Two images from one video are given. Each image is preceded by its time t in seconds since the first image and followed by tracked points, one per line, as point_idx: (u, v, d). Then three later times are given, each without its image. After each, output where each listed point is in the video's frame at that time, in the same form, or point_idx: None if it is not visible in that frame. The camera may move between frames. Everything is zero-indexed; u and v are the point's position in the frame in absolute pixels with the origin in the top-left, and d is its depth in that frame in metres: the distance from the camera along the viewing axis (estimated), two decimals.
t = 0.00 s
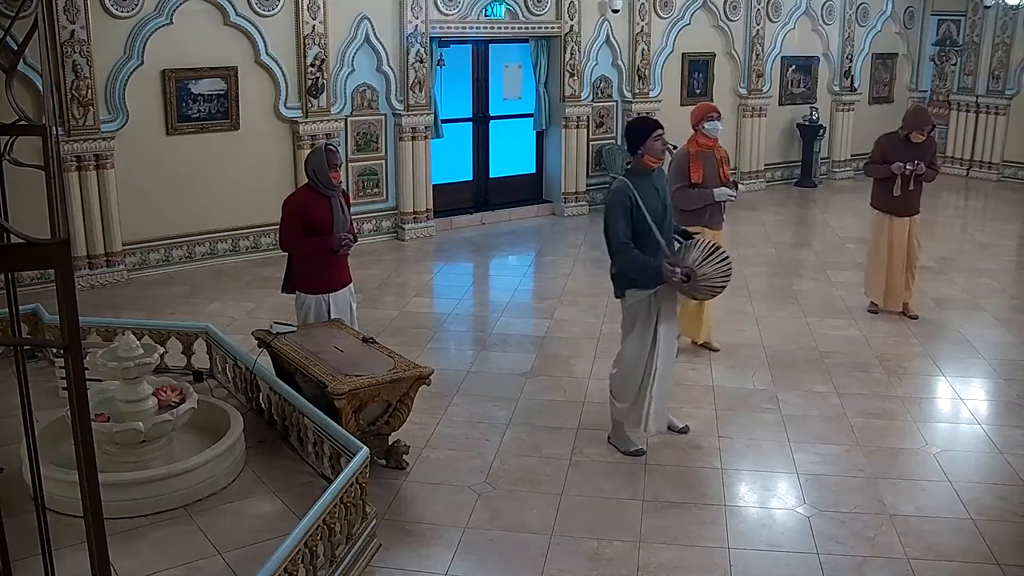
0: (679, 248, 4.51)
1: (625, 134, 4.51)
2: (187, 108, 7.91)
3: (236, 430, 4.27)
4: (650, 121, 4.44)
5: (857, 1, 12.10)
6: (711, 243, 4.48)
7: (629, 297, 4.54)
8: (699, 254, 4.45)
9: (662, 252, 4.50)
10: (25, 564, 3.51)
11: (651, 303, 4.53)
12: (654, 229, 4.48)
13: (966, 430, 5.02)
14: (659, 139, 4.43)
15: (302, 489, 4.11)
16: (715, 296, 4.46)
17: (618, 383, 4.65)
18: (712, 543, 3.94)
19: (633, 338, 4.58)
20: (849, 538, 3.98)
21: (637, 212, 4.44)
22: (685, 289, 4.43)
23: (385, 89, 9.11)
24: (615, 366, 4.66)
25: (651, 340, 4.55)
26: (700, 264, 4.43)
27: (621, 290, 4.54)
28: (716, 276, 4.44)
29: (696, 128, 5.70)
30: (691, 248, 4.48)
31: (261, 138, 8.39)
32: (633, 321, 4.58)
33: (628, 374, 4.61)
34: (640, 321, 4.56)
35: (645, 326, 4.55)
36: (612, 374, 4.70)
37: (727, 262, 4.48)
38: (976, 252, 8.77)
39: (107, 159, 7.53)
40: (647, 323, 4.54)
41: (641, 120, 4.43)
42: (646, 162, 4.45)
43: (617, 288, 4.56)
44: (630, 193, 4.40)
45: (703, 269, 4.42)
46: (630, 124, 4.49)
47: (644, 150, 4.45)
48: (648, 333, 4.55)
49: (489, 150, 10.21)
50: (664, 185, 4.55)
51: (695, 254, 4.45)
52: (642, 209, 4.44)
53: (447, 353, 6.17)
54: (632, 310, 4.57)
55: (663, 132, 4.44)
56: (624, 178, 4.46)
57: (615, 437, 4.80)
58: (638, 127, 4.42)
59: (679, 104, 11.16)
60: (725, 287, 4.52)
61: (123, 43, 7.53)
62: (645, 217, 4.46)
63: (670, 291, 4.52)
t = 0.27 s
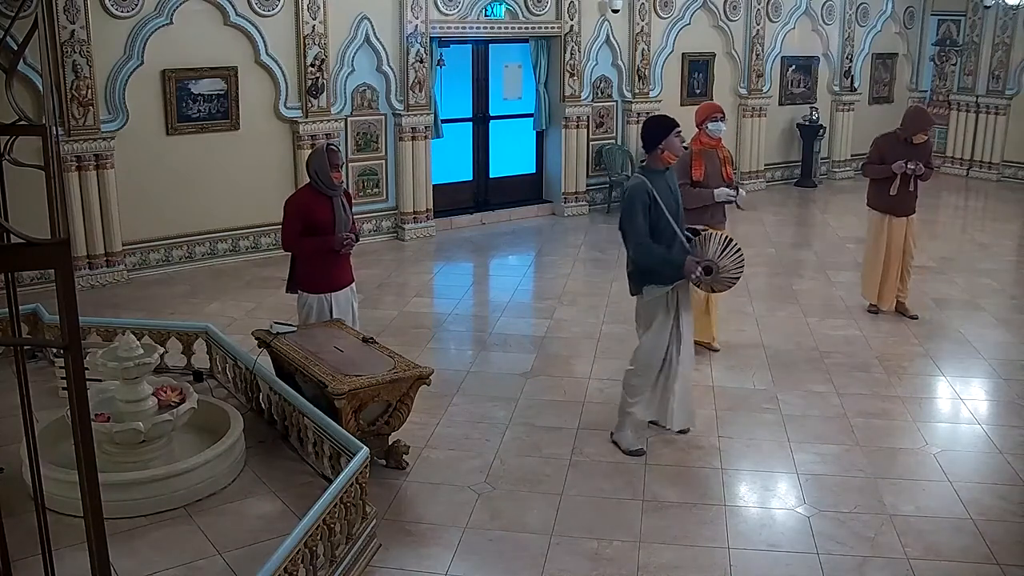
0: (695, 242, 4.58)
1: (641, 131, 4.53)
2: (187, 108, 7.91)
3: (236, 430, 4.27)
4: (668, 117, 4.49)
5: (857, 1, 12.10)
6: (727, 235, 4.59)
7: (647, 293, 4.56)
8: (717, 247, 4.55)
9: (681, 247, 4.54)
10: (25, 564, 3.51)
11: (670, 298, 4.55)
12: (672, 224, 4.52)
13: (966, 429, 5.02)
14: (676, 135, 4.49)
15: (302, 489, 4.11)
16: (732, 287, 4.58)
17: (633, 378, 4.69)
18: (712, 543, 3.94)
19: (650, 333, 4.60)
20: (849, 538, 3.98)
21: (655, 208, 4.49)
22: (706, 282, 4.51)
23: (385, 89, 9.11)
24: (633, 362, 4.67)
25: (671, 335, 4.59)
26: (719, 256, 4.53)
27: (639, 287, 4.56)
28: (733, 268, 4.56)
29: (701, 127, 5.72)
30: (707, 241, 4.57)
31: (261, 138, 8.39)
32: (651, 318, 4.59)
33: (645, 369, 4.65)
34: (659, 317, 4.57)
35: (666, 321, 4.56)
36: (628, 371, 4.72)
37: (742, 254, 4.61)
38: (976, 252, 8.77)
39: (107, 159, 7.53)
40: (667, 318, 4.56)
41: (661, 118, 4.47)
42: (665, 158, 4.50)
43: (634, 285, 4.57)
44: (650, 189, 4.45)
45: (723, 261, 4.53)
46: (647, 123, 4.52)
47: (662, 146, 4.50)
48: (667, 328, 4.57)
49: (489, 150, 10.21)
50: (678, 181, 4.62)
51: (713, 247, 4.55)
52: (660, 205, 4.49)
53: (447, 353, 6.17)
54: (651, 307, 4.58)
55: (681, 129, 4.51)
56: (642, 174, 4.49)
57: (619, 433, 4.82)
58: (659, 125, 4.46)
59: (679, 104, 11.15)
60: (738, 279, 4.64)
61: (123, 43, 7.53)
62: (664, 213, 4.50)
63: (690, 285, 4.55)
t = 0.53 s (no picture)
0: (703, 237, 4.61)
1: (648, 128, 4.55)
2: (187, 108, 7.91)
3: (236, 430, 4.27)
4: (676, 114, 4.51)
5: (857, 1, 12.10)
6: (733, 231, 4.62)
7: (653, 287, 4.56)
8: (725, 242, 4.58)
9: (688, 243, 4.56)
10: (25, 564, 3.51)
11: (678, 292, 4.59)
12: (680, 219, 4.54)
13: (966, 430, 5.02)
14: (683, 132, 4.50)
15: (302, 489, 4.11)
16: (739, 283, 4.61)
17: (657, 379, 4.71)
18: (712, 543, 3.94)
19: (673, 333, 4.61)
20: (849, 538, 3.98)
21: (663, 204, 4.51)
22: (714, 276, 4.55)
23: (385, 89, 9.11)
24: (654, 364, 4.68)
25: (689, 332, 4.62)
26: (727, 252, 4.56)
27: (645, 282, 4.56)
28: (739, 263, 4.60)
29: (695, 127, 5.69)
30: (715, 236, 4.60)
31: (261, 138, 8.39)
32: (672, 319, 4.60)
33: (671, 371, 4.66)
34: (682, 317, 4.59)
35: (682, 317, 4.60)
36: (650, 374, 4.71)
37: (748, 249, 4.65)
38: (976, 252, 8.77)
39: (107, 159, 7.53)
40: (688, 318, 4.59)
41: (667, 116, 4.49)
42: (672, 154, 4.51)
43: (640, 280, 4.58)
44: (657, 185, 4.47)
45: (731, 256, 4.56)
46: (655, 119, 4.53)
47: (670, 142, 4.51)
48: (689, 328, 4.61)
49: (489, 150, 10.21)
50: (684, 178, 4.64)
51: (721, 242, 4.57)
52: (668, 200, 4.51)
53: (447, 353, 6.17)
54: (670, 305, 4.59)
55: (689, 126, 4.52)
56: (649, 171, 4.52)
57: (642, 428, 4.88)
58: (665, 121, 4.47)
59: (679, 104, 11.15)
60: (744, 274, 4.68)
61: (123, 43, 7.53)
62: (671, 209, 4.52)
63: (697, 279, 4.57)
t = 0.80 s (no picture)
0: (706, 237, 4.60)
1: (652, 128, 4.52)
2: (187, 108, 7.91)
3: (236, 430, 4.27)
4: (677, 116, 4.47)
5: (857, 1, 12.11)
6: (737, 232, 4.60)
7: (656, 287, 4.59)
8: (728, 242, 4.55)
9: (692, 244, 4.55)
10: (25, 564, 3.51)
11: (681, 291, 4.59)
12: (683, 220, 4.54)
13: (967, 429, 5.02)
14: (683, 132, 4.47)
15: (302, 489, 4.11)
16: (742, 283, 4.57)
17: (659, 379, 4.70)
18: (712, 543, 3.94)
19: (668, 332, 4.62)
20: (849, 538, 3.98)
21: (666, 204, 4.51)
22: (717, 276, 4.53)
23: (385, 89, 9.11)
24: (661, 365, 4.65)
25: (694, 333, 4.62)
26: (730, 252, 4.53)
27: (647, 282, 4.59)
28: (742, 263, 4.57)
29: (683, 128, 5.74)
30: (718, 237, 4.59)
31: (261, 138, 8.39)
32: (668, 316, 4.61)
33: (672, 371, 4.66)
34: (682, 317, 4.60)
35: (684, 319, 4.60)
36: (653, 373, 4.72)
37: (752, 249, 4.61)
38: (976, 252, 8.77)
39: (107, 159, 7.53)
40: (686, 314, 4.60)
41: (669, 116, 4.46)
42: (673, 155, 4.49)
43: (643, 279, 4.60)
44: (659, 185, 4.48)
45: (734, 256, 4.53)
46: (657, 120, 4.50)
47: (671, 144, 4.49)
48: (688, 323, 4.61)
49: (489, 150, 10.21)
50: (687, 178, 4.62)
51: (724, 243, 4.54)
52: (670, 201, 4.51)
53: (447, 353, 6.17)
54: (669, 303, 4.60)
55: (691, 128, 4.49)
56: (651, 171, 4.52)
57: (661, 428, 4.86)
58: (667, 122, 4.45)
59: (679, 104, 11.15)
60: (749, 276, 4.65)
61: (123, 43, 7.53)
62: (674, 208, 4.52)
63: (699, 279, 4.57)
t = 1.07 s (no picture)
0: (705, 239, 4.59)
1: (653, 128, 4.53)
2: (187, 108, 7.91)
3: (236, 429, 4.27)
4: (678, 116, 4.48)
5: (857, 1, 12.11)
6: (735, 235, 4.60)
7: (653, 288, 4.54)
8: (726, 244, 4.56)
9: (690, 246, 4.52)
10: (26, 564, 3.51)
11: (677, 292, 4.59)
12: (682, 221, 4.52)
13: (967, 429, 5.02)
14: (684, 133, 4.47)
15: (302, 489, 4.11)
16: (739, 286, 4.59)
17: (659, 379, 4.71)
18: (712, 543, 3.94)
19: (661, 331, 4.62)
20: (848, 538, 3.98)
21: (665, 205, 4.48)
22: (713, 278, 4.55)
23: (384, 89, 9.11)
24: (654, 364, 4.66)
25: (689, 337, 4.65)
26: (728, 254, 4.54)
27: (644, 282, 4.54)
28: (740, 266, 4.58)
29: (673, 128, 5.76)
30: (716, 239, 4.59)
31: (261, 138, 8.39)
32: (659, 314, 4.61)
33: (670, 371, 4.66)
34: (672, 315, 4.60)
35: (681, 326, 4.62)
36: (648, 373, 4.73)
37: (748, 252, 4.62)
38: (976, 252, 8.77)
39: (107, 159, 7.53)
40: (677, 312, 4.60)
41: (670, 116, 4.46)
42: (673, 155, 4.48)
43: (641, 280, 4.56)
44: (659, 186, 4.45)
45: (731, 259, 4.54)
46: (659, 119, 4.50)
47: (671, 143, 4.49)
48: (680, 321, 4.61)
49: (489, 150, 10.21)
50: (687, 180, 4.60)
51: (721, 245, 4.55)
52: (670, 202, 4.49)
53: (447, 353, 6.17)
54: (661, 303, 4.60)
55: (692, 129, 4.49)
56: (650, 172, 4.50)
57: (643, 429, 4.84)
58: (668, 122, 4.46)
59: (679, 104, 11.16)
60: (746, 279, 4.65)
61: (123, 43, 7.53)
62: (673, 209, 4.50)
63: (696, 281, 4.59)
